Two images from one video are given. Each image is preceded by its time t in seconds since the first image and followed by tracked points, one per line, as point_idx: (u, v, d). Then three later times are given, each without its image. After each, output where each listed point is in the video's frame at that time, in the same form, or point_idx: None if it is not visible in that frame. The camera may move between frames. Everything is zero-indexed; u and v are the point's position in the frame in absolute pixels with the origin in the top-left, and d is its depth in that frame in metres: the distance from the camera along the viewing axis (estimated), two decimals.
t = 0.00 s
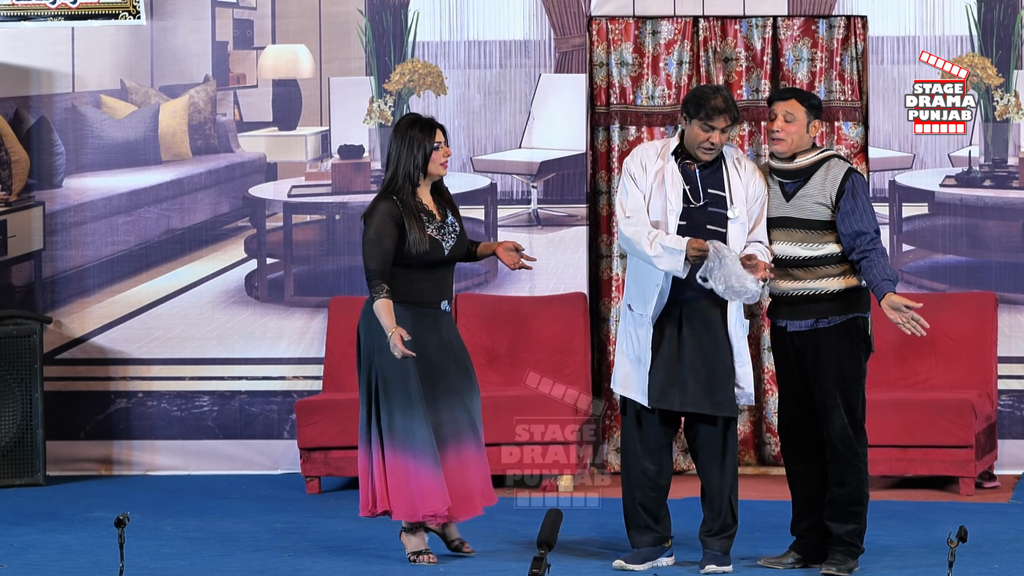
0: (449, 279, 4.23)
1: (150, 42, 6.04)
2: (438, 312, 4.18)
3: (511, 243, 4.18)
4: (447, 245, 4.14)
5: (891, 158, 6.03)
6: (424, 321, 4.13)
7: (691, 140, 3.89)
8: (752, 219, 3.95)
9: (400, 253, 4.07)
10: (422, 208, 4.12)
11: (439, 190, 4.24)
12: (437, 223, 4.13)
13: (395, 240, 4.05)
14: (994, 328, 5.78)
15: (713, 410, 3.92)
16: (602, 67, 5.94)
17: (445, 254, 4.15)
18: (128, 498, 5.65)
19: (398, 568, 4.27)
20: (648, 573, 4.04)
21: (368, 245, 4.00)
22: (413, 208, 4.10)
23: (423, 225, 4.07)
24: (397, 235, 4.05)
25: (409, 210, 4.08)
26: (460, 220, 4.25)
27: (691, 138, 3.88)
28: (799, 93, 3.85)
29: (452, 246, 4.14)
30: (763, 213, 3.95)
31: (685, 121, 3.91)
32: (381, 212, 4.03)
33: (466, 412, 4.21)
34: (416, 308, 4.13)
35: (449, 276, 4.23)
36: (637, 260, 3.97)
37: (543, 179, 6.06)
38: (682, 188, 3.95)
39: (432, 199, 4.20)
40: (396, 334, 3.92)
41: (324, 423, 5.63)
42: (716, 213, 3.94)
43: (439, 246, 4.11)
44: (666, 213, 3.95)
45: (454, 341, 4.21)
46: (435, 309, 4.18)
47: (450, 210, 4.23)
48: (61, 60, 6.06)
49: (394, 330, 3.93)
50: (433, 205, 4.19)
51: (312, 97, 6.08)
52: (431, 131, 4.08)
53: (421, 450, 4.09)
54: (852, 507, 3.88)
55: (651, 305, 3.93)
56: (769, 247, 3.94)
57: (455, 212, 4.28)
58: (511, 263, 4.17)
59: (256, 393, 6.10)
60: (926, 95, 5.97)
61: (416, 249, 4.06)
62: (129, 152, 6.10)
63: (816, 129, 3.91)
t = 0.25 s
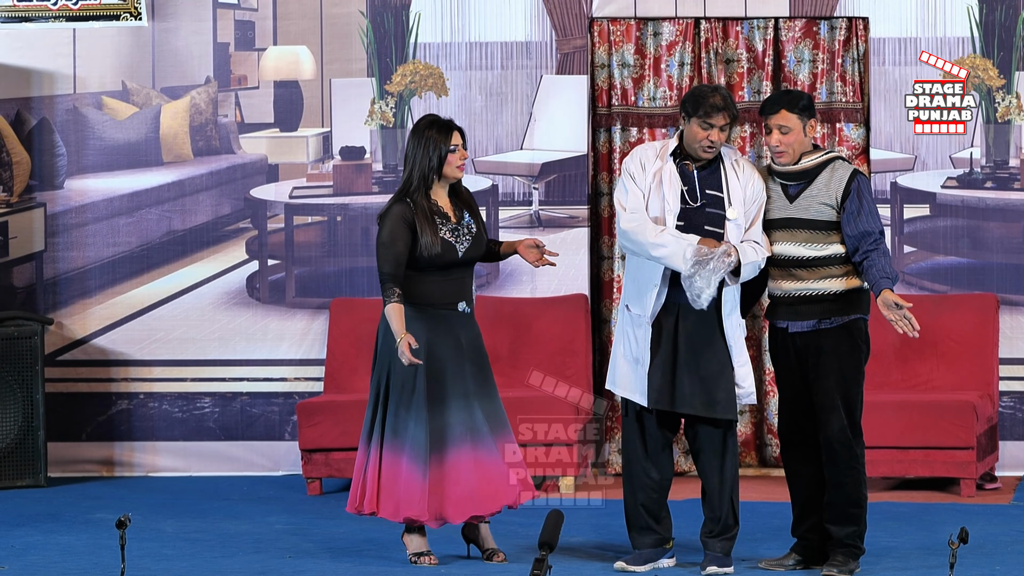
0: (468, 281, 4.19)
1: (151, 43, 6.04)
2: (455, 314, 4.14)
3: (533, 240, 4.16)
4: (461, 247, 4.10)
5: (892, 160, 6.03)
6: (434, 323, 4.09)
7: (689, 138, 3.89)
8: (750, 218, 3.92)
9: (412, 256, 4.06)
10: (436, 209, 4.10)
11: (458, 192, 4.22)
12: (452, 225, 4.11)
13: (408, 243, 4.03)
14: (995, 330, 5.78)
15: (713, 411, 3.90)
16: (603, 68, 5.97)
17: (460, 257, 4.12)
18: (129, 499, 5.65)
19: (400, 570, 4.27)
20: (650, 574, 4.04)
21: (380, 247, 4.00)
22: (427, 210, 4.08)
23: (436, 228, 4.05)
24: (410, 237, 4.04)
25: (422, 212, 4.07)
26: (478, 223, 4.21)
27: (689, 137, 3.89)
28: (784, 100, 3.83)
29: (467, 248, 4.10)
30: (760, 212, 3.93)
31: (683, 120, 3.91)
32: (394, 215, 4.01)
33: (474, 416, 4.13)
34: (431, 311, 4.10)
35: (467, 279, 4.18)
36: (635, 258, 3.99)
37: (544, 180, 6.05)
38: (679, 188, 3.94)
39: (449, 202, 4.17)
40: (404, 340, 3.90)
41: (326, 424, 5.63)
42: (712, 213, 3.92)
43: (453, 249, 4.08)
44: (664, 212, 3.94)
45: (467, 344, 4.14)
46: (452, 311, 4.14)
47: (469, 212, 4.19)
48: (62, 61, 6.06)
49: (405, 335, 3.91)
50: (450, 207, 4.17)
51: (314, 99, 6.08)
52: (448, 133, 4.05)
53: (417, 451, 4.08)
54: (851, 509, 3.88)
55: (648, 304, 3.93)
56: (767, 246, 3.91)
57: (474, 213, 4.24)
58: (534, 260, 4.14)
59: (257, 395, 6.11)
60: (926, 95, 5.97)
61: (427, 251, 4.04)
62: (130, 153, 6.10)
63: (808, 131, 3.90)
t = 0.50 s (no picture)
0: (491, 284, 4.16)
1: (152, 44, 6.05)
2: (474, 316, 4.11)
3: (552, 239, 4.09)
4: (478, 248, 4.09)
5: (893, 161, 6.03)
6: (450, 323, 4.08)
7: (686, 141, 3.91)
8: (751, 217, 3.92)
9: (429, 257, 4.07)
10: (455, 211, 4.10)
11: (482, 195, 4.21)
12: (470, 227, 4.10)
13: (424, 244, 4.05)
14: (996, 331, 5.78)
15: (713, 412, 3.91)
16: (605, 70, 5.99)
17: (478, 258, 4.10)
18: (130, 500, 5.65)
19: (400, 571, 4.27)
20: None
21: (396, 248, 4.03)
22: (445, 211, 4.09)
23: (453, 230, 4.06)
24: (426, 238, 4.05)
25: (440, 213, 4.08)
26: (500, 224, 4.19)
27: (685, 138, 3.90)
28: (795, 104, 3.82)
29: (484, 249, 4.08)
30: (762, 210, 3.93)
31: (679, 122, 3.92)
32: (410, 215, 4.04)
33: (486, 418, 4.12)
34: (449, 313, 4.08)
35: (491, 282, 4.16)
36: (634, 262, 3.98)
37: (545, 182, 6.05)
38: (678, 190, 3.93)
39: (471, 204, 4.17)
40: (409, 342, 3.95)
41: (327, 424, 5.63)
42: (712, 213, 3.91)
43: (469, 250, 4.07)
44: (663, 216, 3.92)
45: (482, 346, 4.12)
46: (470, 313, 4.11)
47: (490, 214, 4.18)
48: (62, 62, 6.06)
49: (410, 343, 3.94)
50: (471, 208, 4.16)
51: (315, 100, 6.09)
52: (467, 135, 4.05)
53: (426, 451, 4.09)
54: (858, 508, 3.90)
55: (647, 307, 3.93)
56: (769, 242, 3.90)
57: (499, 215, 4.22)
58: (554, 259, 4.07)
59: (258, 396, 6.11)
60: (926, 95, 5.97)
61: (442, 252, 4.04)
62: (131, 154, 6.10)
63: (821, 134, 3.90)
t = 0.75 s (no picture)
0: (505, 284, 4.16)
1: (153, 46, 6.05)
2: (485, 317, 4.11)
3: (558, 238, 4.06)
4: (489, 250, 4.08)
5: (894, 162, 6.03)
6: (464, 324, 4.09)
7: (670, 144, 3.89)
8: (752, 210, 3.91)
9: (442, 257, 4.08)
10: (468, 211, 4.10)
11: (498, 196, 4.20)
12: (482, 227, 4.10)
13: (438, 245, 4.06)
14: (997, 332, 5.78)
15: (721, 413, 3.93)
16: (604, 71, 5.97)
17: (490, 259, 4.09)
18: (130, 502, 5.66)
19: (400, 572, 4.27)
20: None
21: (410, 248, 4.05)
22: (458, 211, 4.09)
23: (464, 231, 4.05)
24: (439, 239, 4.06)
25: (453, 213, 4.08)
26: (515, 225, 4.17)
27: (668, 141, 3.88)
28: (820, 100, 3.86)
29: (495, 250, 4.08)
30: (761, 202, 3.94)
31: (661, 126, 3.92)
32: (423, 216, 4.05)
33: (503, 419, 4.13)
34: (462, 314, 4.09)
35: (504, 283, 4.16)
36: (638, 270, 3.95)
37: (545, 183, 6.05)
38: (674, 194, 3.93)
39: (486, 205, 4.17)
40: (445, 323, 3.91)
41: (327, 425, 5.63)
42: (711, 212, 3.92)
43: (480, 251, 4.07)
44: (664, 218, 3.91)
45: (499, 347, 4.13)
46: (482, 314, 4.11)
47: (505, 215, 4.16)
48: (63, 63, 6.06)
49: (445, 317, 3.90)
50: (486, 209, 4.16)
51: (315, 101, 6.09)
52: (483, 136, 4.03)
53: (443, 452, 4.11)
54: (875, 510, 3.88)
55: (653, 316, 3.92)
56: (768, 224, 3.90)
57: (514, 215, 4.21)
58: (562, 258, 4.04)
59: (258, 397, 6.11)
60: (926, 95, 5.97)
61: (453, 252, 4.04)
62: (131, 156, 6.10)
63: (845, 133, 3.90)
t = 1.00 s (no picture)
0: (511, 285, 4.17)
1: (153, 47, 6.05)
2: (490, 319, 4.11)
3: (561, 247, 4.06)
4: (494, 251, 4.08)
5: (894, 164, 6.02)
6: (473, 325, 4.09)
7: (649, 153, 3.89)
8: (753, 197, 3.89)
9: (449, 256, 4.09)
10: (475, 211, 4.10)
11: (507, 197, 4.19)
12: (489, 228, 4.09)
13: (446, 244, 4.06)
14: (997, 334, 5.78)
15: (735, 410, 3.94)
16: (604, 73, 5.99)
17: (495, 261, 4.09)
18: (130, 503, 5.66)
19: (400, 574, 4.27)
20: None
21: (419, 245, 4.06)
22: (465, 211, 4.09)
23: (471, 231, 4.06)
24: (446, 237, 4.06)
25: (460, 212, 4.08)
26: (522, 227, 4.16)
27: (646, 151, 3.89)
28: (835, 103, 3.90)
29: (500, 252, 4.07)
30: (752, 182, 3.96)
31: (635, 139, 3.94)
32: (431, 215, 4.05)
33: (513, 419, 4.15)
34: (467, 315, 4.09)
35: (510, 284, 4.16)
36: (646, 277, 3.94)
37: (545, 184, 6.05)
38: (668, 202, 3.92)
39: (494, 205, 4.16)
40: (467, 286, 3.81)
41: (328, 426, 5.63)
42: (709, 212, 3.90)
43: (486, 252, 4.06)
44: (665, 220, 3.88)
45: (507, 347, 4.15)
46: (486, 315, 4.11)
47: (512, 217, 4.15)
48: (63, 65, 6.07)
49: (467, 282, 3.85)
50: (494, 210, 4.15)
51: (315, 103, 6.08)
52: (491, 138, 4.02)
53: (454, 451, 4.11)
54: (888, 512, 3.88)
55: (660, 326, 3.91)
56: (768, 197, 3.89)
57: (522, 217, 4.20)
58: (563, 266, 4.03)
59: (258, 399, 6.11)
60: (926, 95, 5.96)
61: (459, 252, 4.05)
62: (131, 157, 6.10)
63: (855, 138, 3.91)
